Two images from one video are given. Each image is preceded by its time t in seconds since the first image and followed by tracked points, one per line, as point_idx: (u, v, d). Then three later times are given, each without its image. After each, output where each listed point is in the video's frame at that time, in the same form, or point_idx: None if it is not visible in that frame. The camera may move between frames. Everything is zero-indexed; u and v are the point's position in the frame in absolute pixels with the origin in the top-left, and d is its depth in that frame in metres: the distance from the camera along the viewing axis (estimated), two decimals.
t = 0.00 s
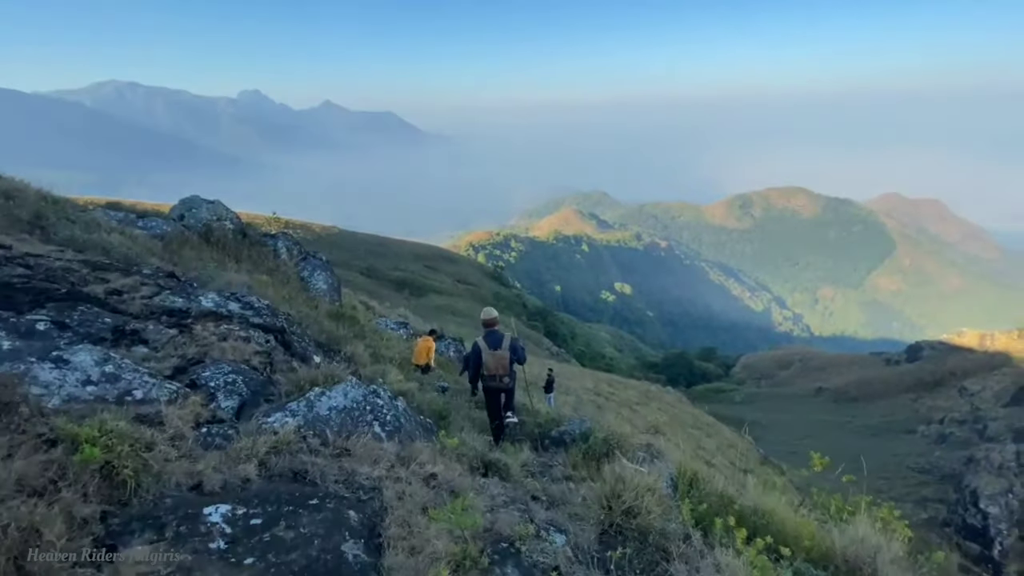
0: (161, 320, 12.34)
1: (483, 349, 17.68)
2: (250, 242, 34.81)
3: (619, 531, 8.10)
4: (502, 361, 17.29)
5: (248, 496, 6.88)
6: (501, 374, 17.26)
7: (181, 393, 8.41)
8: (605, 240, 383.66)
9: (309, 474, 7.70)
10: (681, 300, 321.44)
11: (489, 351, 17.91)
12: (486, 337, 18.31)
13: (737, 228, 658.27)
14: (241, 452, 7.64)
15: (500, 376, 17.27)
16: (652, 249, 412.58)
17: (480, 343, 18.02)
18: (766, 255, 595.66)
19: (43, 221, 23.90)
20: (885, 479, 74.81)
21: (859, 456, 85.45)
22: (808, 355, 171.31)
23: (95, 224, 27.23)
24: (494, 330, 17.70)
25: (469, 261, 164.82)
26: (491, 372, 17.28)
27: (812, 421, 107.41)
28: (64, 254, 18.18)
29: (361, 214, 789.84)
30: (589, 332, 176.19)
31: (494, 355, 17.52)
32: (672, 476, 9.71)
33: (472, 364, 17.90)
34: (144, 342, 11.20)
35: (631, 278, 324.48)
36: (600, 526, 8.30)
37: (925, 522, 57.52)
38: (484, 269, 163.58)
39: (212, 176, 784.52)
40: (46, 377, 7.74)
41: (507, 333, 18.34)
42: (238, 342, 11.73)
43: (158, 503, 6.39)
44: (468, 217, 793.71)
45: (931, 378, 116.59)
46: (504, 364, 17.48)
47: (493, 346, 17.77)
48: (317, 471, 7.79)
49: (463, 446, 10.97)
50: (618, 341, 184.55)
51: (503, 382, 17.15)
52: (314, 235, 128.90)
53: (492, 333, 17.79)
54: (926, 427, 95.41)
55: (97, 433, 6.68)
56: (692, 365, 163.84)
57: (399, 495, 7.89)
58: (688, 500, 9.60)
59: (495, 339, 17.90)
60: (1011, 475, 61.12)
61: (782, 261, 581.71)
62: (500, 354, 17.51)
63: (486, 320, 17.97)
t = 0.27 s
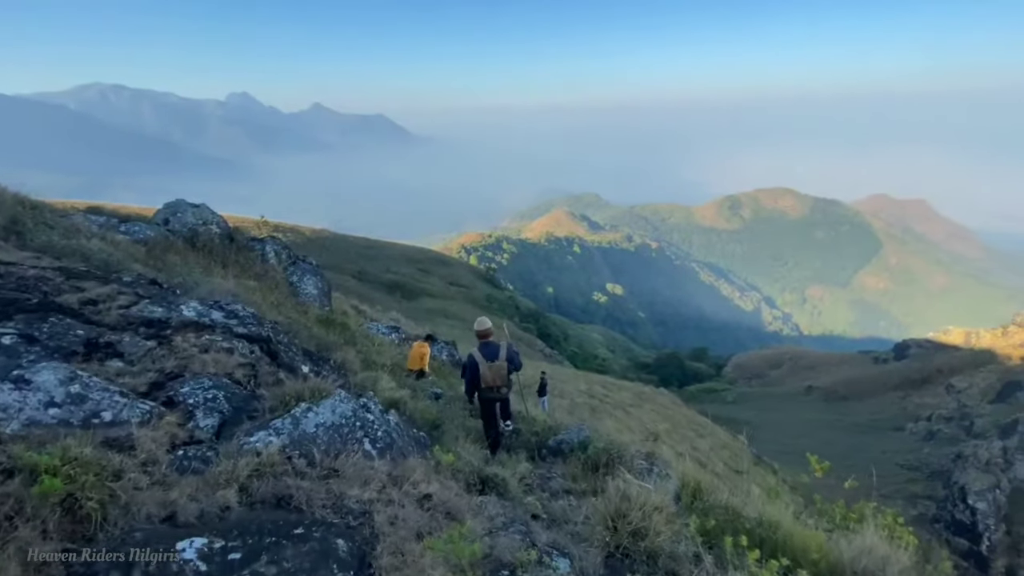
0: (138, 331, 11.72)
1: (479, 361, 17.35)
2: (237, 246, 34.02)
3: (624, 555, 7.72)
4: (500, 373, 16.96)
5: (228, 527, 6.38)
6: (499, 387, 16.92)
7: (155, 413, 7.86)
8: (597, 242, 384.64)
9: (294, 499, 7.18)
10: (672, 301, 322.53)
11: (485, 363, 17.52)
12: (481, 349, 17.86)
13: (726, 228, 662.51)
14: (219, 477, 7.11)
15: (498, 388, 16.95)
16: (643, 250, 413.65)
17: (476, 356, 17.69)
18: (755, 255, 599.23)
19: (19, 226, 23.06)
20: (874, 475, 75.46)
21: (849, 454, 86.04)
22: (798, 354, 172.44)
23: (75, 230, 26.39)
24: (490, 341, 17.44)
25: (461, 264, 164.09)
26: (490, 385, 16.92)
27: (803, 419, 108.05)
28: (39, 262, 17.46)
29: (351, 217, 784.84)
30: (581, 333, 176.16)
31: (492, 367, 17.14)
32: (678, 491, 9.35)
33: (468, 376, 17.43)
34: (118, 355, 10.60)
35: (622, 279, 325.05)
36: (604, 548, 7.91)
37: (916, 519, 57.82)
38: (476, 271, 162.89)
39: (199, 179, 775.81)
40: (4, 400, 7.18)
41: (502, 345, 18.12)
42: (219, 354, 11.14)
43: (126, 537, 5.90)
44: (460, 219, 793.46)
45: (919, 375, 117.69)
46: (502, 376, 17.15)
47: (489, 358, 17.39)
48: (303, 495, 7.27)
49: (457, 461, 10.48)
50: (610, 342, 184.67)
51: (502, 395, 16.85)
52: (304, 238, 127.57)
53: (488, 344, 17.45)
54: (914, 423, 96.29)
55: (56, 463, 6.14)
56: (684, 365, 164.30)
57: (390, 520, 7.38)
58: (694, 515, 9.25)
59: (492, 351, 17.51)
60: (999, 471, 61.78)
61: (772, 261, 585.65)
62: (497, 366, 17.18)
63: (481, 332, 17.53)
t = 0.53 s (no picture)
0: (113, 337, 11.15)
1: (477, 368, 16.70)
2: (224, 248, 33.25)
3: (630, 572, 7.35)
4: (500, 379, 16.56)
5: (203, 553, 5.91)
6: (499, 393, 16.52)
7: (127, 430, 7.37)
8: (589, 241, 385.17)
9: (277, 519, 6.69)
10: (665, 299, 323.56)
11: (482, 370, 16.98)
12: (477, 355, 17.24)
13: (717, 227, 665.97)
14: (196, 498, 6.59)
15: (499, 395, 16.55)
16: (636, 249, 414.56)
17: (472, 363, 17.06)
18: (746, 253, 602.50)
19: None
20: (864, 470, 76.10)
21: (840, 450, 86.66)
22: (789, 352, 173.41)
23: (55, 231, 25.59)
24: (488, 348, 16.83)
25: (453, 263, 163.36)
26: (490, 393, 16.45)
27: (794, 416, 108.68)
28: (14, 265, 16.75)
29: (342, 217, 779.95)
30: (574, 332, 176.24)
31: (491, 374, 16.63)
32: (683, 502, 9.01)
33: (465, 384, 16.79)
34: (90, 363, 10.03)
35: (615, 278, 325.62)
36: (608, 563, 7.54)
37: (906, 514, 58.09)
38: (469, 270, 162.35)
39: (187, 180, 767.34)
40: None
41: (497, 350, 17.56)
42: (201, 360, 10.59)
43: (89, 568, 5.45)
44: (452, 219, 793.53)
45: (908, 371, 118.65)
46: (501, 382, 16.75)
47: (488, 365, 16.88)
48: (287, 515, 6.77)
49: (452, 471, 10.03)
50: (603, 340, 184.89)
51: (502, 401, 16.52)
52: (295, 238, 126.48)
53: (486, 351, 16.92)
54: (903, 419, 97.13)
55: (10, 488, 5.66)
56: (677, 364, 164.88)
57: (382, 539, 6.91)
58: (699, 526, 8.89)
59: (489, 357, 16.99)
60: (987, 466, 62.31)
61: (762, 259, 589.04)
62: (496, 372, 16.73)
63: (477, 338, 16.91)
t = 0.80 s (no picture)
0: (96, 342, 10.73)
1: (480, 366, 16.39)
2: (215, 246, 32.71)
3: None
4: (504, 375, 16.39)
5: None
6: (503, 390, 16.32)
7: (103, 443, 7.01)
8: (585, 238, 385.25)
9: (265, 537, 6.33)
10: (660, 297, 324.11)
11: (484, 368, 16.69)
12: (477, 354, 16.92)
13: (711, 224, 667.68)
14: (178, 517, 6.23)
15: (503, 392, 16.37)
16: (630, 246, 414.91)
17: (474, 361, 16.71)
18: (740, 251, 604.18)
19: None
20: (857, 465, 76.53)
21: (833, 445, 87.08)
22: (783, 348, 174.13)
23: (40, 230, 25.00)
24: (489, 345, 16.53)
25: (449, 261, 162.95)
26: (494, 390, 16.23)
27: (788, 412, 109.20)
28: None
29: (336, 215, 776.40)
30: (569, 329, 176.27)
31: (494, 371, 16.38)
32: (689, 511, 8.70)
33: (467, 384, 16.42)
34: (70, 369, 9.62)
35: (610, 275, 325.90)
36: None
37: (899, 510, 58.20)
38: (464, 268, 161.85)
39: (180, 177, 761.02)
40: None
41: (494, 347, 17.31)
42: (187, 365, 10.16)
43: None
44: (448, 217, 793.18)
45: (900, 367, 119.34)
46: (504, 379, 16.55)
47: (490, 362, 16.63)
48: (275, 532, 6.41)
49: (449, 478, 9.68)
50: (599, 338, 185.10)
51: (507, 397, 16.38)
52: (289, 236, 125.73)
53: (488, 348, 16.68)
54: (896, 414, 97.76)
55: None
56: (672, 361, 165.21)
57: (376, 556, 6.58)
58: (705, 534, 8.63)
59: (491, 355, 16.75)
60: (979, 460, 62.65)
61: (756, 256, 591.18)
62: (499, 369, 16.52)
63: (477, 336, 16.62)
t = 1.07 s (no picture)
0: (84, 343, 10.35)
1: (484, 355, 16.10)
2: (211, 245, 32.32)
3: None
4: (508, 364, 16.10)
5: None
6: (507, 380, 16.06)
7: (87, 452, 6.66)
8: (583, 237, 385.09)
9: (259, 551, 6.00)
10: (657, 295, 324.26)
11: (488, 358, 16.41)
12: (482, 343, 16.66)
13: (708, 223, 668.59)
14: (166, 532, 5.88)
15: (506, 382, 16.11)
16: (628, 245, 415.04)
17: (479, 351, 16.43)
18: (737, 250, 605.01)
19: None
20: (854, 464, 76.50)
21: (831, 444, 87.13)
22: (780, 347, 174.38)
23: (31, 228, 24.49)
24: (494, 335, 16.34)
25: (446, 260, 162.53)
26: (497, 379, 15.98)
27: (785, 411, 109.36)
28: None
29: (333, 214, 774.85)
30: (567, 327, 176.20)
31: (498, 361, 16.08)
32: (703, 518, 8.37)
33: (471, 373, 16.11)
34: (55, 373, 9.20)
35: (608, 274, 326.01)
36: None
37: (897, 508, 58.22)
38: (462, 267, 161.45)
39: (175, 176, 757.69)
40: None
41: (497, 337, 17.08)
42: (180, 367, 9.74)
43: None
44: (445, 215, 792.89)
45: (898, 366, 119.40)
46: (508, 369, 16.27)
47: (494, 352, 16.34)
48: (270, 546, 6.06)
49: (452, 485, 9.35)
50: (596, 336, 185.18)
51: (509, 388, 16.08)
52: (286, 235, 125.18)
53: (491, 339, 16.46)
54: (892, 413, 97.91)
55: None
56: (669, 359, 165.35)
57: (378, 570, 6.27)
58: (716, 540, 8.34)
59: (495, 345, 16.51)
60: (977, 459, 62.47)
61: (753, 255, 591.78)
62: (503, 359, 16.23)
63: (482, 327, 16.44)
